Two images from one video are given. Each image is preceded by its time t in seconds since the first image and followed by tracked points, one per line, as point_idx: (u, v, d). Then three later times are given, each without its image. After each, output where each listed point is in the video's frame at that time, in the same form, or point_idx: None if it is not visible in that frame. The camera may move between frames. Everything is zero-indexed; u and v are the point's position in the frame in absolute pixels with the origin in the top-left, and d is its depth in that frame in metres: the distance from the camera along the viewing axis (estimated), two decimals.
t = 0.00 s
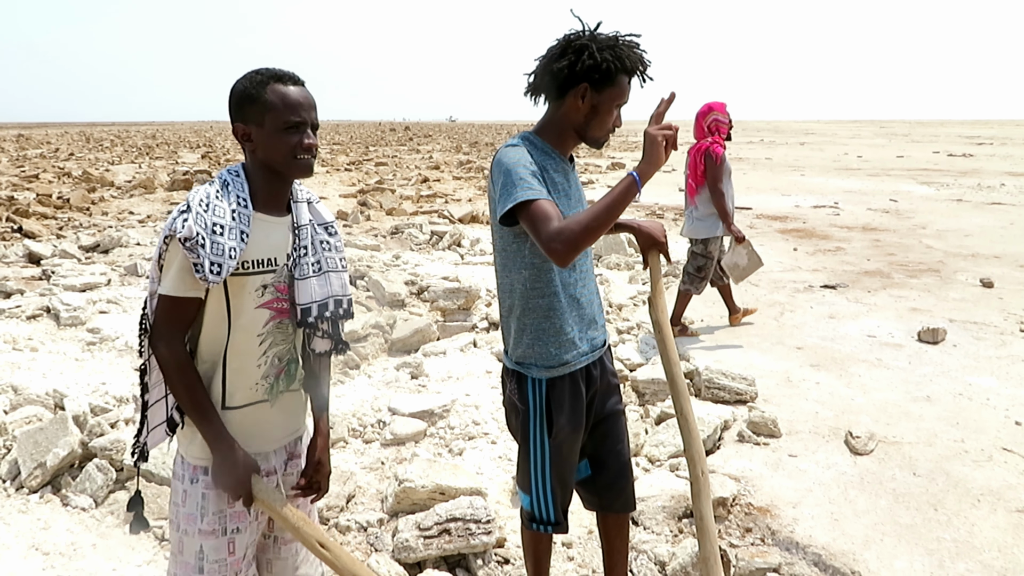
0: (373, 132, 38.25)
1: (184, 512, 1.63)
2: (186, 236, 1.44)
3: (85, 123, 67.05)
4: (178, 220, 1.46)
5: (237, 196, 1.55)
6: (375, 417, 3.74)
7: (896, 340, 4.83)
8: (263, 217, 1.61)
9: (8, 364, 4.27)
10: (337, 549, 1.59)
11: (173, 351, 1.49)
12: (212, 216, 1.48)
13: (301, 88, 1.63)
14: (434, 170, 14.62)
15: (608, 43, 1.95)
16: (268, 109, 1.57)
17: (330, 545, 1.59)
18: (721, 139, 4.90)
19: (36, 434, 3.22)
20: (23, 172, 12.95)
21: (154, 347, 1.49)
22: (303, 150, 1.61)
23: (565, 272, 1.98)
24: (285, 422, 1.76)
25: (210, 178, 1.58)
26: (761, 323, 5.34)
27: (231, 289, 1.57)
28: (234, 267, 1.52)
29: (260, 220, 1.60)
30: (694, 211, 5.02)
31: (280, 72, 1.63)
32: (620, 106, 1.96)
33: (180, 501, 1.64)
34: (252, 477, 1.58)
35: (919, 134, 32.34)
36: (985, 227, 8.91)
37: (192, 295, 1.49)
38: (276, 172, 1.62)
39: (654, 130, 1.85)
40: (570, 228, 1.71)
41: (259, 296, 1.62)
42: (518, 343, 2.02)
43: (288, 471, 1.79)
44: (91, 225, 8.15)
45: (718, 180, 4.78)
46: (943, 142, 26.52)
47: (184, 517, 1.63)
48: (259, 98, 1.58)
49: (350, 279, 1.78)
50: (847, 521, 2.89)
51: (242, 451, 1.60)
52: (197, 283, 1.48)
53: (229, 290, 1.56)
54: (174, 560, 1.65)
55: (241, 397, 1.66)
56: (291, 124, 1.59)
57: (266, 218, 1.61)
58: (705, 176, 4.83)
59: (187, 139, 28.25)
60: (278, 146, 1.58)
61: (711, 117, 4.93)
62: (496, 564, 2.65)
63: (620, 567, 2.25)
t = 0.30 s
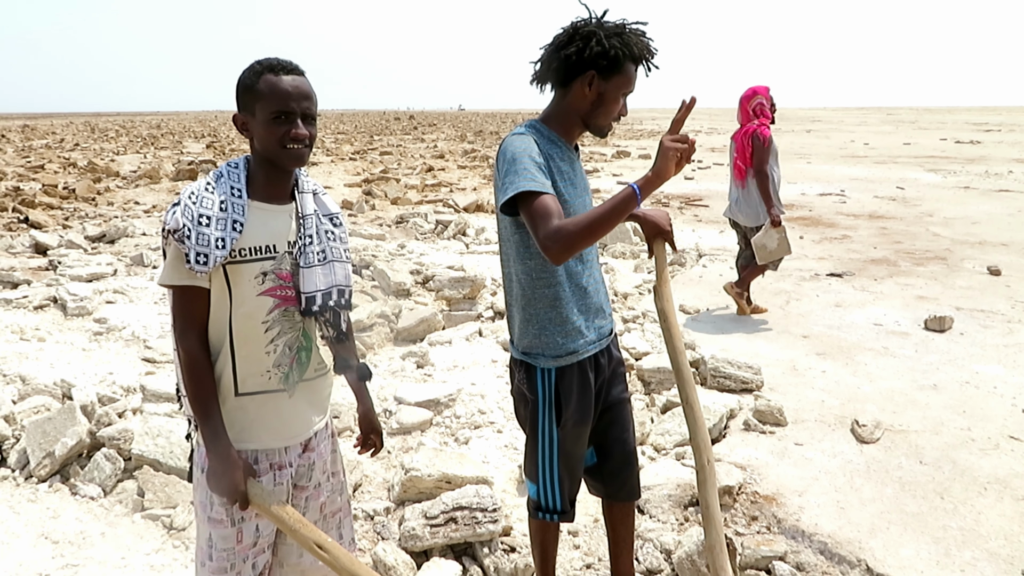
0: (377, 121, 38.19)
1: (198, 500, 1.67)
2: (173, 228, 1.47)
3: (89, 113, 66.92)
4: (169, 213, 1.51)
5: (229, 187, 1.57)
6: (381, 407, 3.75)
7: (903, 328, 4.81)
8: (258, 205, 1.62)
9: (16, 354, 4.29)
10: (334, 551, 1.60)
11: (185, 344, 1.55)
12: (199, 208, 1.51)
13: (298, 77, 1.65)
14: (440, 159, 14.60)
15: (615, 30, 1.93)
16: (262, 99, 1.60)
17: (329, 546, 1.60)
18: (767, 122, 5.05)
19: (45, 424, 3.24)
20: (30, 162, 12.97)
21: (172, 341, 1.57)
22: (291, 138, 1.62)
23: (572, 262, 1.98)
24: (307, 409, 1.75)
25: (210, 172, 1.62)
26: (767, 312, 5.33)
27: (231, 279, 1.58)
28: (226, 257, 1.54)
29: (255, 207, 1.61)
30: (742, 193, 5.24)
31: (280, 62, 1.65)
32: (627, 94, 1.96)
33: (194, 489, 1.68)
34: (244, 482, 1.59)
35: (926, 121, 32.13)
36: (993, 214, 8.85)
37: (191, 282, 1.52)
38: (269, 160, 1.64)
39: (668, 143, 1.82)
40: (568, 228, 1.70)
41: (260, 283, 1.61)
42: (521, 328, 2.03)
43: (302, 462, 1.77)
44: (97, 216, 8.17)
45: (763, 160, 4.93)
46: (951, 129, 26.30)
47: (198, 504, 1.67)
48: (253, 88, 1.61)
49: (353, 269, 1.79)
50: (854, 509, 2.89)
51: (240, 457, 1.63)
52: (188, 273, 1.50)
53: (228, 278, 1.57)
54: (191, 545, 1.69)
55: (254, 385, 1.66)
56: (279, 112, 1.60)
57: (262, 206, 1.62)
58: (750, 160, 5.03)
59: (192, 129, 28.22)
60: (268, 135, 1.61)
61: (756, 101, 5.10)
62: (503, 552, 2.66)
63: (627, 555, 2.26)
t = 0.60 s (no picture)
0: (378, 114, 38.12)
1: (195, 493, 1.66)
2: (167, 222, 1.45)
3: (90, 107, 66.84)
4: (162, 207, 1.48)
5: (219, 180, 1.56)
6: (382, 400, 3.75)
7: (905, 323, 4.81)
8: (250, 197, 1.61)
9: (18, 348, 4.29)
10: (335, 543, 1.61)
11: (183, 340, 1.54)
12: (192, 201, 1.49)
13: (284, 68, 1.64)
14: (441, 153, 14.58)
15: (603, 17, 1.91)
16: (246, 91, 1.60)
17: (330, 539, 1.60)
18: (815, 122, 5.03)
19: (47, 417, 3.25)
20: (32, 155, 12.97)
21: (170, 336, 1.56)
22: (275, 130, 1.61)
23: (574, 256, 1.98)
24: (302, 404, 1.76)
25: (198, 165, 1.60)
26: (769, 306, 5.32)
27: (225, 272, 1.57)
28: (220, 252, 1.54)
29: (246, 199, 1.60)
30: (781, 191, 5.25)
31: (267, 53, 1.64)
32: (623, 79, 1.92)
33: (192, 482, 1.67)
34: (247, 474, 1.59)
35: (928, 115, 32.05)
36: (995, 209, 8.83)
37: (185, 277, 1.51)
38: (255, 154, 1.63)
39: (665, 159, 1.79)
40: (553, 225, 1.71)
41: (253, 277, 1.61)
42: (518, 321, 2.04)
43: (300, 456, 1.77)
44: (99, 209, 8.17)
45: (807, 162, 4.96)
46: (954, 122, 26.25)
47: (195, 498, 1.66)
48: (238, 79, 1.61)
49: (346, 261, 1.79)
50: (855, 504, 2.89)
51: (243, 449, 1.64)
52: (184, 267, 1.49)
53: (222, 273, 1.57)
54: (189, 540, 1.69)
55: (249, 380, 1.66)
56: (263, 104, 1.60)
57: (253, 198, 1.62)
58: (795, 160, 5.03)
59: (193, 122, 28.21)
60: (252, 128, 1.60)
61: (805, 99, 5.03)
62: (504, 546, 2.67)
63: (629, 550, 2.26)
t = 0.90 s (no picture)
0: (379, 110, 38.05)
1: (179, 497, 1.65)
2: (142, 229, 1.44)
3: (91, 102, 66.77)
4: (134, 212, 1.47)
5: (192, 181, 1.55)
6: (384, 396, 3.75)
7: (907, 320, 4.80)
8: (222, 197, 1.60)
9: (20, 343, 4.29)
10: (337, 540, 1.60)
11: (167, 349, 1.52)
12: (166, 206, 1.48)
13: (255, 62, 1.62)
14: (442, 149, 14.58)
15: (580, 9, 1.91)
16: (214, 85, 1.57)
17: (331, 536, 1.60)
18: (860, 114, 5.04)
19: (49, 412, 3.25)
20: (32, 150, 12.94)
21: (152, 345, 1.53)
22: (248, 127, 1.59)
23: (576, 253, 1.97)
24: (285, 402, 1.77)
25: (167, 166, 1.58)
26: (771, 303, 5.32)
27: (204, 277, 1.56)
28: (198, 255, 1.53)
29: (219, 200, 1.60)
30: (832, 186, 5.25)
31: (235, 46, 1.62)
32: (599, 69, 1.88)
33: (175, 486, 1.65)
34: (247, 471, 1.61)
35: (930, 112, 31.99)
36: (997, 206, 8.81)
37: (161, 285, 1.50)
38: (228, 152, 1.62)
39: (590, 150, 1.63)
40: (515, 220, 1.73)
41: (233, 279, 1.61)
42: (523, 315, 2.05)
43: (283, 457, 1.78)
44: (100, 205, 8.16)
45: (852, 155, 4.96)
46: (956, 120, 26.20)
47: (179, 502, 1.64)
48: (207, 74, 1.58)
49: (325, 256, 1.79)
50: (856, 501, 2.89)
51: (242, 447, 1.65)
52: (161, 273, 1.48)
53: (203, 278, 1.56)
54: (172, 544, 1.66)
55: (232, 384, 1.66)
56: (235, 100, 1.58)
57: (226, 197, 1.61)
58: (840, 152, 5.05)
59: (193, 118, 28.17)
60: (224, 125, 1.58)
61: (852, 92, 5.06)
62: (505, 542, 2.67)
63: (633, 547, 2.26)
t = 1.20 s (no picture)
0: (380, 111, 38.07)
1: (140, 509, 1.61)
2: (122, 258, 1.36)
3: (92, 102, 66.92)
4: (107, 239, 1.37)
5: (162, 198, 1.46)
6: (386, 396, 3.76)
7: (909, 321, 4.80)
8: (193, 209, 1.55)
9: (23, 342, 4.30)
10: (335, 547, 1.60)
11: (150, 375, 1.45)
12: (142, 230, 1.40)
13: (216, 63, 1.53)
14: (443, 149, 14.59)
15: (579, 11, 1.91)
16: (175, 89, 1.48)
17: (329, 542, 1.60)
18: (893, 118, 5.13)
19: (52, 411, 3.26)
20: (35, 150, 12.95)
21: (129, 375, 1.45)
22: (213, 132, 1.50)
23: (578, 253, 1.97)
24: (255, 406, 1.77)
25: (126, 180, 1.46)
26: (773, 304, 5.32)
27: (187, 293, 1.53)
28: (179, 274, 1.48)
29: (192, 214, 1.54)
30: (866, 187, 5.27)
31: (193, 44, 1.52)
32: (599, 70, 1.89)
33: (136, 497, 1.62)
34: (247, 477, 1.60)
35: (932, 113, 31.94)
36: (999, 207, 8.80)
37: (140, 314, 1.43)
38: (189, 159, 1.52)
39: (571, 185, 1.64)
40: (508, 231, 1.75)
41: (212, 292, 1.58)
42: (527, 315, 2.05)
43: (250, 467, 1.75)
44: (103, 204, 8.18)
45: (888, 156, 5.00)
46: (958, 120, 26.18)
47: (140, 513, 1.61)
48: (166, 76, 1.48)
49: (295, 254, 1.78)
50: (859, 502, 2.89)
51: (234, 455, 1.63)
52: (144, 301, 1.42)
53: (182, 294, 1.53)
54: (131, 554, 1.63)
55: (207, 396, 1.64)
56: (198, 104, 1.48)
57: (197, 210, 1.55)
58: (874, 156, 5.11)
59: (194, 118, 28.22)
60: (186, 131, 1.49)
61: (886, 96, 5.16)
62: (507, 542, 2.67)
63: (637, 548, 2.26)
